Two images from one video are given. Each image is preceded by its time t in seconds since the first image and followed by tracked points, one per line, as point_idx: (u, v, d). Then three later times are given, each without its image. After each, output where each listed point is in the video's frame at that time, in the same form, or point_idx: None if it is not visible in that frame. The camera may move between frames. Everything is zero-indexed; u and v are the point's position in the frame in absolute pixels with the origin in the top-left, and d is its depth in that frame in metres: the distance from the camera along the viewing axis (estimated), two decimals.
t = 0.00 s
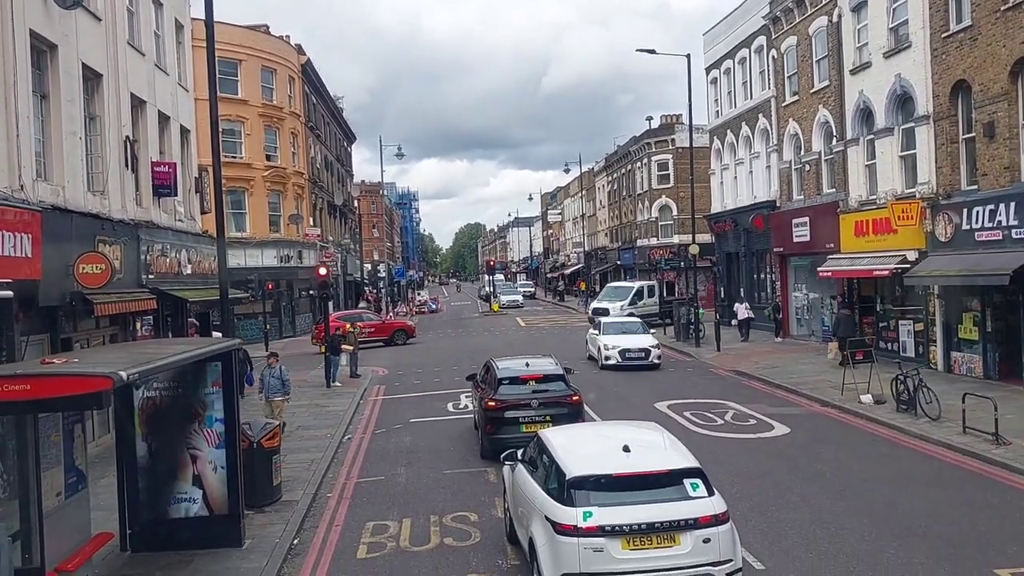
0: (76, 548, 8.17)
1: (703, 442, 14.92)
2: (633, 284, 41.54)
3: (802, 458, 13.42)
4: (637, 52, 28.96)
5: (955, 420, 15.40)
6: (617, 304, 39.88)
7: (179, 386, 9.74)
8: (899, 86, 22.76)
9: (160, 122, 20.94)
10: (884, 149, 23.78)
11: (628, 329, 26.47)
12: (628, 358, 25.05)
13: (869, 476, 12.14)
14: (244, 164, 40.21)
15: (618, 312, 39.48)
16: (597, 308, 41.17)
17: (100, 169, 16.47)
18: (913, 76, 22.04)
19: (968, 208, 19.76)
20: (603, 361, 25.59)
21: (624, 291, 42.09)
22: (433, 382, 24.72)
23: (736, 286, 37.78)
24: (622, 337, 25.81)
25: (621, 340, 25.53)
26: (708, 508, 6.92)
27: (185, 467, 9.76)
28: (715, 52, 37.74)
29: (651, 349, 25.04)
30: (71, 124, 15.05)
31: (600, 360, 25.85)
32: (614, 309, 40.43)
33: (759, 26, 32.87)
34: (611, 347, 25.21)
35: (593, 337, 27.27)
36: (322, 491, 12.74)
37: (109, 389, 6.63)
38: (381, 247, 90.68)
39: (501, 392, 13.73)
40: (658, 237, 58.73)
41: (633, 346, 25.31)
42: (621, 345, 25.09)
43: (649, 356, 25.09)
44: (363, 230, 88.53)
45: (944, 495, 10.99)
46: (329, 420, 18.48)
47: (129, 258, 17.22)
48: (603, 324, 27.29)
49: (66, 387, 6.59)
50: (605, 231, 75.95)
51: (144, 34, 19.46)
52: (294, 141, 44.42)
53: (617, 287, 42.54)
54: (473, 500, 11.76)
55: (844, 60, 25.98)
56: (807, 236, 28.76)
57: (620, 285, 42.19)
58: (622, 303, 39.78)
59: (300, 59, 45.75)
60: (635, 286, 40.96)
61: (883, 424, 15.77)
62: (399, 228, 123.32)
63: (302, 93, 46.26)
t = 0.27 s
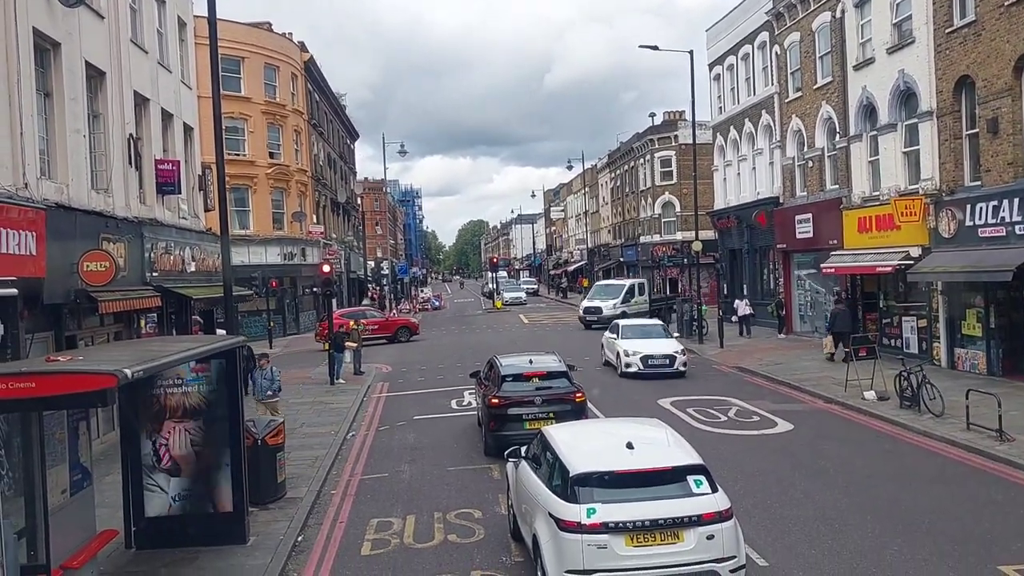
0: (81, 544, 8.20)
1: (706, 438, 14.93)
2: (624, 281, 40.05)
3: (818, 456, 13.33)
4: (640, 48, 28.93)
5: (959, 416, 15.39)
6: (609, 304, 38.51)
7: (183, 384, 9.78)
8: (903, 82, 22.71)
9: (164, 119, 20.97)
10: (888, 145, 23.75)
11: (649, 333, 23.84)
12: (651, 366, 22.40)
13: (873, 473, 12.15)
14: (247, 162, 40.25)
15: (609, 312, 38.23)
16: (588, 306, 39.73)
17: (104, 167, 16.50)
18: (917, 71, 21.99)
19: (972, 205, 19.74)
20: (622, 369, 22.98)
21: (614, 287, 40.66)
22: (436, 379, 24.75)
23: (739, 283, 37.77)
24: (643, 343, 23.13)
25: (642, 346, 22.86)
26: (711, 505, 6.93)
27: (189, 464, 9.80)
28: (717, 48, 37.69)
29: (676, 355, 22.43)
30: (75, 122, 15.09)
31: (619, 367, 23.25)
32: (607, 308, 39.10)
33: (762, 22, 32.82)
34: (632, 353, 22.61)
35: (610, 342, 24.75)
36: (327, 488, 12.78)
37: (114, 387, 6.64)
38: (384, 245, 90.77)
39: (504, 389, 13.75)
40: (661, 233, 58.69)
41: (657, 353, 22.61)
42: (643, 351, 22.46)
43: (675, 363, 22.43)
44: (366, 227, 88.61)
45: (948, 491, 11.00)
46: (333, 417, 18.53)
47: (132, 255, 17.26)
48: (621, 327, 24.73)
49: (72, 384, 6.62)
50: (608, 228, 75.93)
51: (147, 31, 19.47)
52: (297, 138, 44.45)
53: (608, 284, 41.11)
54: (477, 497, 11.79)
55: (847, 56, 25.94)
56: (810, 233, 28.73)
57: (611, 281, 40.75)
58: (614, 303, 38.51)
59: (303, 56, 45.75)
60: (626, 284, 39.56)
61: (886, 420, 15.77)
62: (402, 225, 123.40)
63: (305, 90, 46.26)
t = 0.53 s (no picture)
0: (81, 541, 8.19)
1: (707, 436, 14.91)
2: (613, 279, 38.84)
3: (842, 461, 12.70)
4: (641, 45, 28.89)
5: (960, 413, 15.38)
6: (600, 304, 37.38)
7: (185, 381, 9.76)
8: (904, 79, 22.67)
9: (164, 116, 20.94)
10: (889, 142, 23.72)
11: (672, 340, 21.37)
12: (677, 377, 19.84)
13: (874, 470, 12.13)
14: (247, 159, 40.22)
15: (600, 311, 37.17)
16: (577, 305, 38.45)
17: (104, 163, 16.49)
18: (918, 69, 21.95)
19: (973, 202, 19.72)
20: (643, 380, 20.37)
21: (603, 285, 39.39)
22: (437, 376, 24.75)
23: (740, 280, 37.74)
24: (666, 351, 20.56)
25: (667, 355, 20.27)
26: (712, 502, 6.93)
27: (190, 461, 9.80)
28: (719, 45, 37.63)
29: (705, 364, 19.90)
30: (75, 119, 15.08)
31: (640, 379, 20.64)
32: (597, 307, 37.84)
33: (763, 19, 32.77)
34: (655, 363, 20.03)
35: (628, 350, 22.28)
36: (327, 485, 12.78)
37: (115, 383, 6.64)
38: (385, 242, 90.82)
39: (505, 386, 13.74)
40: (662, 231, 58.64)
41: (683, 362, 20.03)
42: (669, 360, 19.86)
43: (704, 373, 19.88)
44: (367, 224, 88.66)
45: (949, 489, 10.98)
46: (333, 415, 18.52)
47: (133, 252, 17.24)
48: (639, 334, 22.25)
49: (72, 381, 6.61)
50: (609, 226, 75.89)
51: (147, 28, 19.44)
52: (297, 135, 44.42)
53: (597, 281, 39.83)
54: (477, 494, 11.78)
55: (848, 53, 25.91)
56: (811, 230, 28.70)
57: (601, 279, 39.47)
58: (606, 302, 37.33)
59: (303, 53, 45.70)
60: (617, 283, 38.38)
61: (887, 418, 15.74)
62: (403, 223, 123.44)
63: (305, 87, 46.21)
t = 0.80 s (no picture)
0: (83, 536, 8.22)
1: (708, 432, 14.93)
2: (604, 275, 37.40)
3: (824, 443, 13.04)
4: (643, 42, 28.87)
5: (961, 410, 15.38)
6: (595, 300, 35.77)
7: (185, 376, 9.80)
8: (906, 75, 22.65)
9: (166, 112, 20.95)
10: (891, 139, 23.69)
11: (704, 346, 18.61)
12: (714, 391, 17.11)
13: (875, 467, 12.15)
14: (249, 155, 40.23)
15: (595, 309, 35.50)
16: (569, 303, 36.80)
17: (106, 160, 16.50)
18: (920, 65, 21.92)
19: (975, 199, 19.70)
20: (674, 394, 17.68)
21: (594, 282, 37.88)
22: (438, 372, 24.77)
23: (741, 277, 37.73)
24: (699, 360, 17.82)
25: (702, 365, 17.45)
26: (712, 498, 6.94)
27: (190, 456, 9.81)
28: (721, 41, 37.55)
29: (746, 377, 17.18)
30: (77, 115, 15.08)
31: (670, 392, 17.94)
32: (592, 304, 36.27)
33: (765, 15, 32.71)
34: (688, 374, 17.25)
35: (653, 357, 19.51)
36: (328, 481, 12.80)
37: (117, 379, 6.67)
38: (386, 239, 90.89)
39: (507, 382, 13.76)
40: (663, 227, 58.61)
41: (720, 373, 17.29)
42: (704, 371, 17.12)
43: (744, 386, 17.17)
44: (368, 220, 88.71)
45: (950, 485, 10.99)
46: (335, 411, 18.55)
47: (135, 249, 17.26)
48: (664, 339, 19.56)
49: (75, 376, 6.63)
50: (610, 222, 75.89)
51: (149, 24, 19.43)
52: (299, 132, 44.41)
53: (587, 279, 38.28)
54: (479, 490, 11.80)
55: (850, 49, 25.87)
56: (812, 227, 28.68)
57: (591, 276, 37.91)
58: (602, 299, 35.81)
59: (305, 49, 45.68)
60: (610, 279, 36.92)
61: (888, 414, 15.75)
62: (405, 219, 123.48)
63: (307, 83, 46.18)
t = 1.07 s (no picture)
0: (82, 534, 8.22)
1: (707, 430, 14.93)
2: (595, 274, 36.24)
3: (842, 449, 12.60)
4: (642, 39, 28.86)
5: (960, 408, 15.39)
6: (592, 299, 34.54)
7: (185, 374, 9.79)
8: (905, 73, 22.64)
9: (165, 110, 20.94)
10: (890, 136, 23.68)
11: (745, 360, 15.82)
12: (762, 415, 14.33)
13: (873, 464, 12.15)
14: (248, 152, 40.22)
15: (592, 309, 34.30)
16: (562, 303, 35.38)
17: (105, 157, 16.48)
18: (919, 63, 21.91)
19: (974, 196, 19.70)
20: (712, 416, 14.91)
21: (584, 282, 36.65)
22: (438, 370, 24.78)
23: (741, 274, 37.72)
24: (741, 377, 15.04)
25: (746, 384, 14.69)
26: (710, 496, 6.94)
27: (190, 454, 9.81)
28: (720, 38, 37.52)
29: (800, 399, 14.33)
30: (76, 112, 15.07)
31: (706, 414, 15.19)
32: (587, 304, 35.04)
33: (764, 13, 32.69)
34: (729, 394, 14.50)
35: (684, 371, 16.79)
36: (327, 478, 12.80)
37: (115, 377, 6.66)
38: (386, 236, 90.88)
39: (505, 379, 13.77)
40: (663, 225, 58.61)
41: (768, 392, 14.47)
42: (750, 392, 14.34)
43: (797, 409, 14.32)
44: (368, 217, 88.75)
45: (949, 483, 10.99)
46: (334, 408, 18.55)
47: (133, 246, 17.24)
48: (697, 351, 16.80)
49: (74, 375, 6.61)
50: (609, 220, 75.88)
51: (148, 21, 19.41)
52: (298, 129, 44.39)
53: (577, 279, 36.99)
54: (477, 487, 11.81)
55: (849, 47, 25.85)
56: (812, 224, 28.67)
57: (582, 275, 36.66)
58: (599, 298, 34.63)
59: (304, 46, 45.64)
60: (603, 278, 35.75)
61: (887, 412, 15.76)
62: (404, 216, 123.48)
63: (306, 81, 46.15)
